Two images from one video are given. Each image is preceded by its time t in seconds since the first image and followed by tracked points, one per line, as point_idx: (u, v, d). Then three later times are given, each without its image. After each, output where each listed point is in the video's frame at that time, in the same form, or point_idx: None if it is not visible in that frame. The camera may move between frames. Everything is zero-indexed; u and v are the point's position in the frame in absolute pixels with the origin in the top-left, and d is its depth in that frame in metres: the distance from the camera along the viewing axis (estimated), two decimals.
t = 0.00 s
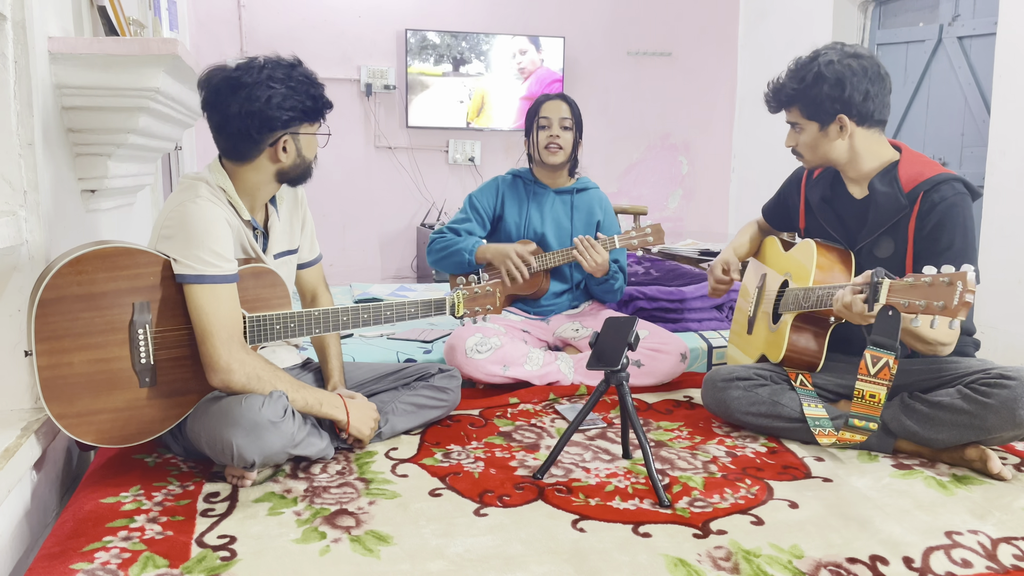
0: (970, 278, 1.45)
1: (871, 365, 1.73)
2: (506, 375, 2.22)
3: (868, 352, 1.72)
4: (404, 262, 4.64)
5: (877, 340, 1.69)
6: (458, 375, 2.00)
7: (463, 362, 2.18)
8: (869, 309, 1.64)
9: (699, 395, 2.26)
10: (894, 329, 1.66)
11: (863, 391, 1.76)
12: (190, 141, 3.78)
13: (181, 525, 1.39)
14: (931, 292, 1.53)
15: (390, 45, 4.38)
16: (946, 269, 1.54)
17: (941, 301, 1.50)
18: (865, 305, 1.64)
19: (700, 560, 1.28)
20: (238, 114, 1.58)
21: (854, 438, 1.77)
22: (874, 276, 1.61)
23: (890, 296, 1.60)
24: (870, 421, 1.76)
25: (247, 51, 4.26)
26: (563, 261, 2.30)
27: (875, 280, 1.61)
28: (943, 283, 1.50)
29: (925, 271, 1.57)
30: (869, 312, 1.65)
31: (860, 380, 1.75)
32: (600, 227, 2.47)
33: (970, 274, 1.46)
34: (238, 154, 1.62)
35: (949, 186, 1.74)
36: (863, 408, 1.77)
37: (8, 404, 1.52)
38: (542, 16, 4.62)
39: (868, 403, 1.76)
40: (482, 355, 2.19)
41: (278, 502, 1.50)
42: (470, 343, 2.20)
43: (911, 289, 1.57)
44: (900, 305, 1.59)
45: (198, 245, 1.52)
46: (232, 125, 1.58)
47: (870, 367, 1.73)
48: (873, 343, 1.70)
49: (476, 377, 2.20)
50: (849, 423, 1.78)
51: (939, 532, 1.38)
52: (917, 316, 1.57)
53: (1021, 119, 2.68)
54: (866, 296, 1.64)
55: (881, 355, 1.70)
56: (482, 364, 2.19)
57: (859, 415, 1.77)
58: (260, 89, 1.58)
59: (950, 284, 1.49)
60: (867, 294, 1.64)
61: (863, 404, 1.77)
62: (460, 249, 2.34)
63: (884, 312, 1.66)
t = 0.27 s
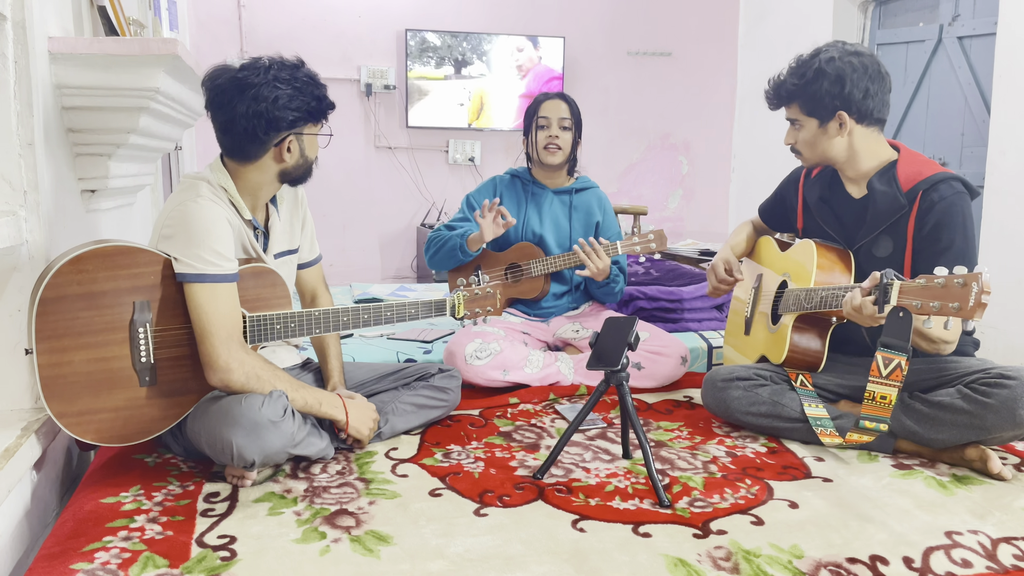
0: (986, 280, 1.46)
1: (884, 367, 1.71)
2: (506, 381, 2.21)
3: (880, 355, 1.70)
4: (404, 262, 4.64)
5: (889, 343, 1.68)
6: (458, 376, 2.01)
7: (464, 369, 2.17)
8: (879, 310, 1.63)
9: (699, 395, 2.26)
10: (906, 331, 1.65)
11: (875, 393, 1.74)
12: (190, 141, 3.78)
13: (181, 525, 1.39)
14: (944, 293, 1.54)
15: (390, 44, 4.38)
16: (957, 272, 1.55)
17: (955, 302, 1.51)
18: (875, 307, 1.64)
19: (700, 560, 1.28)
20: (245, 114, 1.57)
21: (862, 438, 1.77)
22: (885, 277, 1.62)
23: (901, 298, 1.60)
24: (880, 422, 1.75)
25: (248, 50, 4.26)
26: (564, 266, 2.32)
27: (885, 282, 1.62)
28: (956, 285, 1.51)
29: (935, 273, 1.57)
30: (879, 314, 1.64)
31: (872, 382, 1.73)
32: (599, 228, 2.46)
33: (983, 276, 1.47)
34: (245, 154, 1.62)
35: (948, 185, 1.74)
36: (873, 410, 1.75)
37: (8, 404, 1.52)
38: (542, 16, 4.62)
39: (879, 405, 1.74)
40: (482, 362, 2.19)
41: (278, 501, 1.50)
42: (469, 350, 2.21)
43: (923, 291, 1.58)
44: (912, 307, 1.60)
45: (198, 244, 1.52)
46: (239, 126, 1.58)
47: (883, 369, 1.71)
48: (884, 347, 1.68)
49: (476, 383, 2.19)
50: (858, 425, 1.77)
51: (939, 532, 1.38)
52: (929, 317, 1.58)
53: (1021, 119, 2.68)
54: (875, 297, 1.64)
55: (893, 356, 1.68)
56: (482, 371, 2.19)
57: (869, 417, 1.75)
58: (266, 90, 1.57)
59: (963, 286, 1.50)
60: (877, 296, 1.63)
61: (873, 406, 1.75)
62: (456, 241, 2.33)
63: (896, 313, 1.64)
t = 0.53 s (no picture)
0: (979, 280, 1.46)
1: (879, 368, 1.72)
2: (507, 383, 2.20)
3: (875, 355, 1.70)
4: (404, 262, 4.64)
5: (885, 343, 1.67)
6: (458, 376, 2.01)
7: (464, 371, 2.17)
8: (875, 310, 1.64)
9: (699, 395, 2.26)
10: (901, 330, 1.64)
11: (872, 393, 1.74)
12: (190, 141, 3.78)
13: (181, 525, 1.39)
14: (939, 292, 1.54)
15: (390, 45, 4.38)
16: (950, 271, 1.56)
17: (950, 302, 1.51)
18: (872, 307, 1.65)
19: (700, 560, 1.28)
20: (245, 114, 1.57)
21: (861, 438, 1.77)
22: (881, 277, 1.62)
23: (896, 297, 1.61)
24: (877, 422, 1.76)
25: (247, 50, 4.26)
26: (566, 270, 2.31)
27: (881, 282, 1.62)
28: (951, 284, 1.52)
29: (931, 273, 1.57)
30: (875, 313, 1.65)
31: (867, 382, 1.73)
32: (601, 230, 2.47)
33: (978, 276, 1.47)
34: (245, 154, 1.61)
35: (948, 183, 1.74)
36: (870, 409, 1.75)
37: (8, 404, 1.52)
38: (542, 17, 4.62)
39: (877, 405, 1.74)
40: (482, 364, 2.19)
41: (278, 502, 1.50)
42: (470, 352, 2.20)
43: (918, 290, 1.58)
44: (907, 306, 1.60)
45: (198, 244, 1.52)
46: (238, 125, 1.57)
47: (878, 369, 1.72)
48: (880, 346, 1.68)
49: (476, 385, 2.19)
50: (856, 425, 1.78)
51: (939, 533, 1.38)
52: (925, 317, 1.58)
53: (1021, 119, 2.68)
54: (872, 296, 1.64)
55: (888, 356, 1.68)
56: (481, 373, 2.19)
57: (866, 417, 1.76)
58: (267, 91, 1.57)
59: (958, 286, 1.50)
60: (873, 295, 1.63)
61: (870, 406, 1.75)
62: (458, 241, 2.33)
63: (891, 313, 1.63)
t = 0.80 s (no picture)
0: (961, 277, 1.47)
1: (867, 366, 1.73)
2: (507, 384, 2.20)
3: (863, 352, 1.72)
4: (404, 262, 4.64)
5: (873, 342, 1.68)
6: (458, 375, 2.01)
7: (464, 376, 2.16)
8: (863, 309, 1.66)
9: (698, 395, 2.27)
10: (888, 329, 1.65)
11: (860, 391, 1.76)
12: (190, 141, 3.78)
13: (182, 525, 1.39)
14: (924, 291, 1.54)
15: (390, 45, 4.38)
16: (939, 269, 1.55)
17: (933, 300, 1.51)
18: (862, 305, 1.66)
19: (700, 560, 1.28)
20: (243, 115, 1.57)
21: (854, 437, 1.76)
22: (869, 275, 1.63)
23: (883, 296, 1.61)
24: (867, 420, 1.76)
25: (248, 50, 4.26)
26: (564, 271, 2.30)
27: (869, 279, 1.63)
28: (935, 282, 1.52)
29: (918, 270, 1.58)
30: (863, 311, 1.66)
31: (856, 379, 1.75)
32: (603, 232, 2.49)
33: (959, 272, 1.47)
34: (243, 155, 1.62)
35: (948, 182, 1.74)
36: (859, 407, 1.77)
37: (8, 404, 1.52)
38: (543, 16, 4.62)
39: (865, 403, 1.76)
40: (482, 368, 2.18)
41: (278, 502, 1.50)
42: (470, 356, 2.19)
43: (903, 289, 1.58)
44: (893, 304, 1.60)
45: (198, 245, 1.52)
46: (237, 126, 1.58)
47: (866, 367, 1.73)
48: (868, 344, 1.69)
49: (475, 387, 2.18)
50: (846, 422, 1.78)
51: (939, 533, 1.38)
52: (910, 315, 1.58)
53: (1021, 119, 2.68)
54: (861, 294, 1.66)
55: (876, 354, 1.70)
56: (481, 376, 2.18)
57: (856, 414, 1.77)
58: (265, 91, 1.57)
59: (941, 283, 1.50)
60: (862, 294, 1.65)
61: (859, 404, 1.77)
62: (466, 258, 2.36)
63: (878, 311, 1.65)
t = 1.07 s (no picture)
0: (962, 276, 1.46)
1: (868, 365, 1.73)
2: (507, 386, 2.20)
3: (863, 352, 1.72)
4: (404, 262, 4.64)
5: (873, 340, 1.69)
6: (458, 375, 2.01)
7: (463, 376, 2.16)
8: (863, 309, 1.66)
9: (698, 395, 2.27)
10: (888, 328, 1.65)
11: (859, 390, 1.76)
12: (190, 141, 3.78)
13: (182, 525, 1.39)
14: (924, 290, 1.54)
15: (390, 45, 4.38)
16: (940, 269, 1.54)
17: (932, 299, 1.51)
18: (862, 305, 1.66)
19: (700, 560, 1.28)
20: (240, 115, 1.57)
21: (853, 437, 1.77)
22: (870, 275, 1.63)
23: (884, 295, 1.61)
24: (867, 419, 1.77)
25: (247, 50, 4.26)
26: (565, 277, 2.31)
27: (869, 279, 1.63)
28: (935, 282, 1.51)
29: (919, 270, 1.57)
30: (863, 311, 1.66)
31: (856, 378, 1.75)
32: (605, 234, 2.50)
33: (960, 273, 1.46)
34: (241, 154, 1.62)
35: (948, 181, 1.74)
36: (859, 407, 1.77)
37: (8, 404, 1.52)
38: (543, 16, 4.62)
39: (865, 403, 1.76)
40: (481, 369, 2.18)
41: (278, 502, 1.50)
42: (469, 356, 2.19)
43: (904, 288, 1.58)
44: (893, 303, 1.60)
45: (198, 244, 1.52)
46: (234, 126, 1.58)
47: (866, 367, 1.73)
48: (868, 343, 1.70)
49: (475, 389, 2.18)
50: (846, 421, 1.79)
51: (939, 532, 1.38)
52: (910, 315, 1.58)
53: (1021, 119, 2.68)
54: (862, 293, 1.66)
55: (876, 353, 1.69)
56: (481, 378, 2.17)
57: (856, 414, 1.77)
58: (263, 91, 1.57)
59: (940, 283, 1.50)
60: (863, 293, 1.66)
61: (859, 404, 1.77)
62: (466, 262, 2.37)
63: (879, 310, 1.65)
